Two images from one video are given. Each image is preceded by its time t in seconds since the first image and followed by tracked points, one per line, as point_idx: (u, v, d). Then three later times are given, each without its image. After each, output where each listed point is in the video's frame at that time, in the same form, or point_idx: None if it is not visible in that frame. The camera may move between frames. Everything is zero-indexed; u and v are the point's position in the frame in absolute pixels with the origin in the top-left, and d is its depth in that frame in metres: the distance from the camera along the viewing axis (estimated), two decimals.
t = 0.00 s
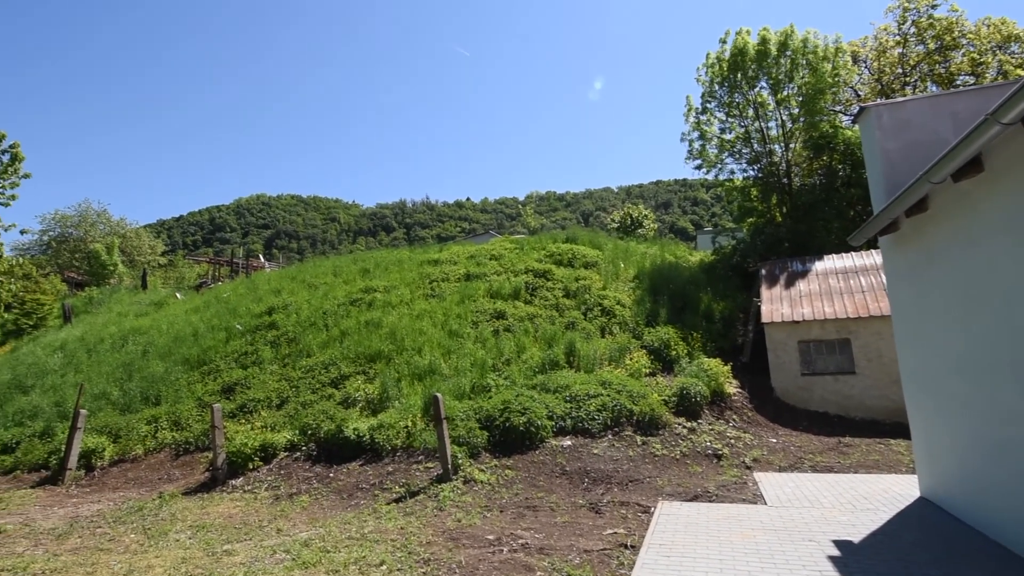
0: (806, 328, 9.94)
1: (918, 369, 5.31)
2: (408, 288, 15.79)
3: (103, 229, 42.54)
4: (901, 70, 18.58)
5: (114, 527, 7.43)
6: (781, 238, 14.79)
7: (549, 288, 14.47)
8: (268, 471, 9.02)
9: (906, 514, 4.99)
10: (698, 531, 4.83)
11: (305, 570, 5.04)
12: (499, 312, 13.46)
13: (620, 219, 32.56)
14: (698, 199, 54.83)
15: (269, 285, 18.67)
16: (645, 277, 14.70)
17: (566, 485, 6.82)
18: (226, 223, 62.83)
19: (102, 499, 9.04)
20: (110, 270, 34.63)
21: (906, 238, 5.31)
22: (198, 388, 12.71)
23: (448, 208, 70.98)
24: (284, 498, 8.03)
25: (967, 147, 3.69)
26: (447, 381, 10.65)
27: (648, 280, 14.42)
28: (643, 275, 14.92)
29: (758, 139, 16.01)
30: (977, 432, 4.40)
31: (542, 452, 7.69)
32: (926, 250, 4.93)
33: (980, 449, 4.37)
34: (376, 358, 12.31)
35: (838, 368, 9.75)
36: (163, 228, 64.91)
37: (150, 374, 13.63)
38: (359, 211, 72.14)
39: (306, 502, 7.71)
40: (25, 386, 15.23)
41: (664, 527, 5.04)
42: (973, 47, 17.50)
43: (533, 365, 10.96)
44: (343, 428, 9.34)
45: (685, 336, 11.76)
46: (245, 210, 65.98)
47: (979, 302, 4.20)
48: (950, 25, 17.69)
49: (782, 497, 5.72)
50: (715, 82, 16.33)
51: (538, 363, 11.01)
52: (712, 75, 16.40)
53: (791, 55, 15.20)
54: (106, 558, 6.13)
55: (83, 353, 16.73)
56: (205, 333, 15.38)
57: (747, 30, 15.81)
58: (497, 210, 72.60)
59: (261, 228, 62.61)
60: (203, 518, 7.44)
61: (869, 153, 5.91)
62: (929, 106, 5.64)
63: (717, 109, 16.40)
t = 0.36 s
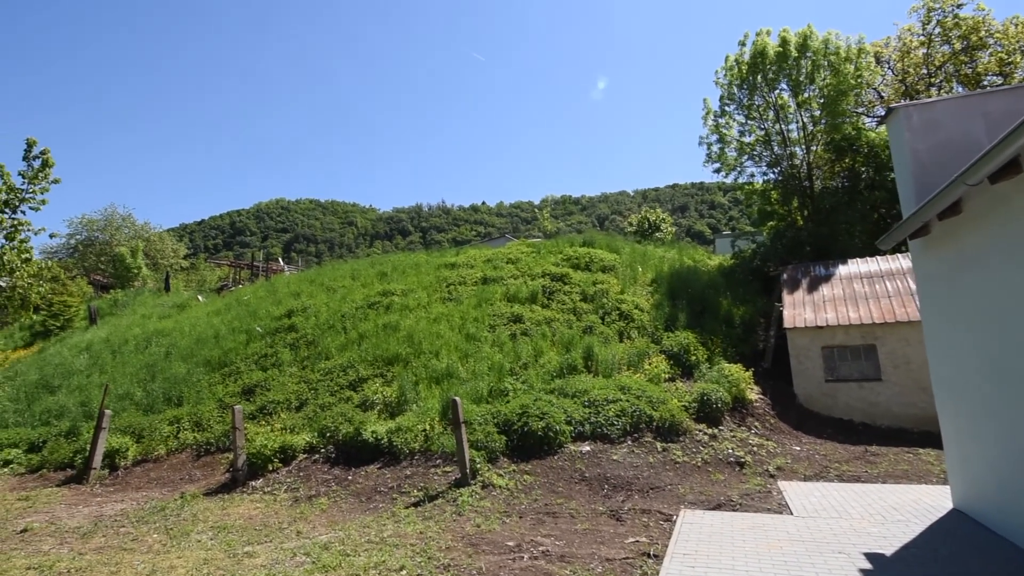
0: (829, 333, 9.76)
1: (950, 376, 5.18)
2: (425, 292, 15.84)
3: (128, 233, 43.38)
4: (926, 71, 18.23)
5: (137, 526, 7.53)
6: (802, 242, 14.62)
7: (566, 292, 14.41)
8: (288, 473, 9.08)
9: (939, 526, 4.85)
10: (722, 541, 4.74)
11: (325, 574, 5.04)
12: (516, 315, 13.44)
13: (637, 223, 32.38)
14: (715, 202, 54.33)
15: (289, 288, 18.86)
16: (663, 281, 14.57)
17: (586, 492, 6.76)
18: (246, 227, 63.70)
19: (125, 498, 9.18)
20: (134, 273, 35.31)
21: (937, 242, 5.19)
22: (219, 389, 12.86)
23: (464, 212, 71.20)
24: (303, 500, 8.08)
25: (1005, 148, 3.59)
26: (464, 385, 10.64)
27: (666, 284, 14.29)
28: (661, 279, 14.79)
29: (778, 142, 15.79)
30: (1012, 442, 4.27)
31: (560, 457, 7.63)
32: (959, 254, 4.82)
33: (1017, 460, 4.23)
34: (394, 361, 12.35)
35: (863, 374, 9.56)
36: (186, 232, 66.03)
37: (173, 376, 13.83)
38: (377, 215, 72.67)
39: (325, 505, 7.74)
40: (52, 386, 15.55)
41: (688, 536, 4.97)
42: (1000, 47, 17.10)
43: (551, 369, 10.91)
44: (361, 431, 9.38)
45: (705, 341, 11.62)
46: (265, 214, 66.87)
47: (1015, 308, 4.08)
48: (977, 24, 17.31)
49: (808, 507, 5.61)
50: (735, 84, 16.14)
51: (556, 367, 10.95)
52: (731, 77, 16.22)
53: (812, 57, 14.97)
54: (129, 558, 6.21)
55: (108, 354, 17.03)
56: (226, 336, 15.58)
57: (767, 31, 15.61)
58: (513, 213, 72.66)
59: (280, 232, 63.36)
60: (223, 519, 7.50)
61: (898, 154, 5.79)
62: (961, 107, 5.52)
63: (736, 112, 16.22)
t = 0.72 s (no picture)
0: (854, 339, 9.58)
1: (983, 385, 5.03)
2: (442, 294, 15.89)
3: (151, 234, 44.16)
4: (952, 72, 17.87)
5: (159, 525, 7.62)
6: (824, 246, 14.47)
7: (583, 296, 14.35)
8: (306, 474, 9.14)
9: (972, 539, 4.73)
10: (746, 551, 4.67)
11: None
12: (533, 318, 13.41)
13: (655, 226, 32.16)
14: (732, 204, 53.79)
15: (308, 290, 19.03)
16: (681, 285, 14.44)
17: (605, 498, 6.70)
18: (266, 229, 64.50)
19: (147, 496, 9.31)
20: (157, 274, 35.93)
21: (971, 245, 5.05)
22: (239, 389, 13.01)
23: (480, 215, 71.36)
24: (321, 501, 8.13)
25: None
26: (481, 388, 10.64)
27: (685, 287, 14.15)
28: (679, 283, 14.66)
29: (799, 145, 15.57)
30: None
31: (578, 462, 7.57)
32: (995, 257, 4.68)
33: None
34: (411, 363, 12.40)
35: (889, 382, 9.37)
36: (207, 234, 67.09)
37: (194, 376, 14.03)
38: (393, 218, 73.14)
39: (343, 506, 7.77)
40: (77, 384, 15.87)
41: (710, 545, 4.90)
42: None
43: (568, 373, 10.86)
44: (379, 433, 9.42)
45: (725, 346, 11.48)
46: (284, 216, 67.65)
47: None
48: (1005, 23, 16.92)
49: (834, 517, 5.50)
50: (755, 87, 15.97)
51: (573, 371, 10.90)
52: (751, 79, 16.05)
53: (835, 58, 14.73)
54: (152, 555, 6.29)
55: (131, 354, 17.32)
56: (246, 336, 15.76)
57: (788, 32, 15.42)
58: (528, 216, 72.64)
59: (299, 234, 64.09)
60: (243, 518, 7.56)
61: (928, 155, 5.67)
62: (996, 107, 5.39)
63: (756, 114, 16.05)
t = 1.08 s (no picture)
0: (878, 345, 9.41)
1: (1019, 393, 4.88)
2: (458, 295, 15.92)
3: (173, 234, 44.89)
4: (979, 72, 17.49)
5: (179, 521, 7.72)
6: (847, 249, 14.13)
7: (600, 298, 14.28)
8: (323, 473, 9.20)
9: (1005, 552, 4.61)
10: (769, 560, 4.60)
11: None
12: (549, 321, 13.37)
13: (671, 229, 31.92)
14: (749, 207, 53.23)
15: (325, 290, 19.20)
16: (700, 288, 14.29)
17: (623, 503, 6.65)
18: (284, 230, 65.20)
19: (168, 493, 9.44)
20: (178, 274, 36.49)
21: (1004, 249, 4.93)
22: (257, 388, 13.14)
23: (495, 216, 71.47)
24: (338, 500, 8.17)
25: None
26: (497, 389, 10.63)
27: (704, 290, 14.02)
28: (698, 286, 14.52)
29: (821, 146, 15.35)
30: None
31: (596, 466, 7.52)
32: None
33: None
34: (427, 364, 12.43)
35: (914, 389, 9.19)
36: (226, 234, 68.04)
37: (213, 374, 14.21)
38: (410, 219, 73.54)
39: (360, 506, 7.81)
40: (100, 381, 16.17)
41: (733, 554, 4.83)
42: None
43: (585, 376, 10.80)
44: (395, 433, 9.44)
45: (745, 350, 11.34)
46: (301, 217, 68.36)
47: None
48: None
49: (860, 527, 5.40)
50: (776, 87, 15.78)
51: (590, 374, 10.84)
52: (772, 80, 15.85)
53: (859, 58, 14.50)
54: (172, 552, 6.36)
55: (152, 352, 17.60)
56: (264, 336, 15.93)
57: (811, 32, 15.22)
58: (544, 218, 72.54)
59: (316, 235, 64.71)
60: (262, 517, 7.63)
61: (960, 157, 5.55)
62: None
63: (777, 115, 15.85)
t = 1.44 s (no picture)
0: (902, 349, 9.23)
1: None
2: (474, 295, 15.92)
3: (193, 233, 45.59)
4: (1008, 71, 17.08)
5: (199, 517, 7.82)
6: (869, 252, 13.87)
7: (616, 299, 14.20)
8: (339, 471, 9.25)
9: None
10: (792, 569, 4.54)
11: None
12: (565, 321, 13.33)
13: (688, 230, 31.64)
14: (767, 208, 52.57)
15: (342, 289, 19.34)
16: (718, 290, 14.15)
17: (640, 507, 6.59)
18: (301, 230, 65.86)
19: (187, 488, 9.57)
20: (198, 272, 37.05)
21: None
22: (275, 385, 13.28)
23: (510, 217, 71.48)
24: (354, 499, 8.22)
25: None
26: (513, 390, 10.61)
27: (722, 292, 13.86)
28: (716, 288, 14.38)
29: (843, 147, 15.13)
30: None
31: (612, 469, 7.47)
32: None
33: None
34: (443, 364, 12.45)
35: (939, 396, 9.00)
36: (245, 233, 68.90)
37: (232, 371, 14.39)
38: (426, 219, 73.87)
39: (376, 505, 7.84)
40: (122, 377, 16.46)
41: (754, 561, 4.77)
42: None
43: (602, 378, 10.74)
44: (411, 433, 9.46)
45: (764, 354, 11.20)
46: (318, 217, 69.01)
47: None
48: None
49: (884, 536, 5.30)
50: (797, 88, 15.58)
51: (606, 376, 10.78)
52: (793, 80, 15.65)
53: (882, 57, 14.28)
54: (192, 548, 6.44)
55: (173, 348, 17.87)
56: (282, 334, 16.09)
57: (834, 31, 14.99)
58: (559, 218, 72.43)
59: (333, 234, 65.27)
60: (279, 514, 7.70)
61: (992, 158, 5.46)
62: None
63: (798, 115, 15.64)
